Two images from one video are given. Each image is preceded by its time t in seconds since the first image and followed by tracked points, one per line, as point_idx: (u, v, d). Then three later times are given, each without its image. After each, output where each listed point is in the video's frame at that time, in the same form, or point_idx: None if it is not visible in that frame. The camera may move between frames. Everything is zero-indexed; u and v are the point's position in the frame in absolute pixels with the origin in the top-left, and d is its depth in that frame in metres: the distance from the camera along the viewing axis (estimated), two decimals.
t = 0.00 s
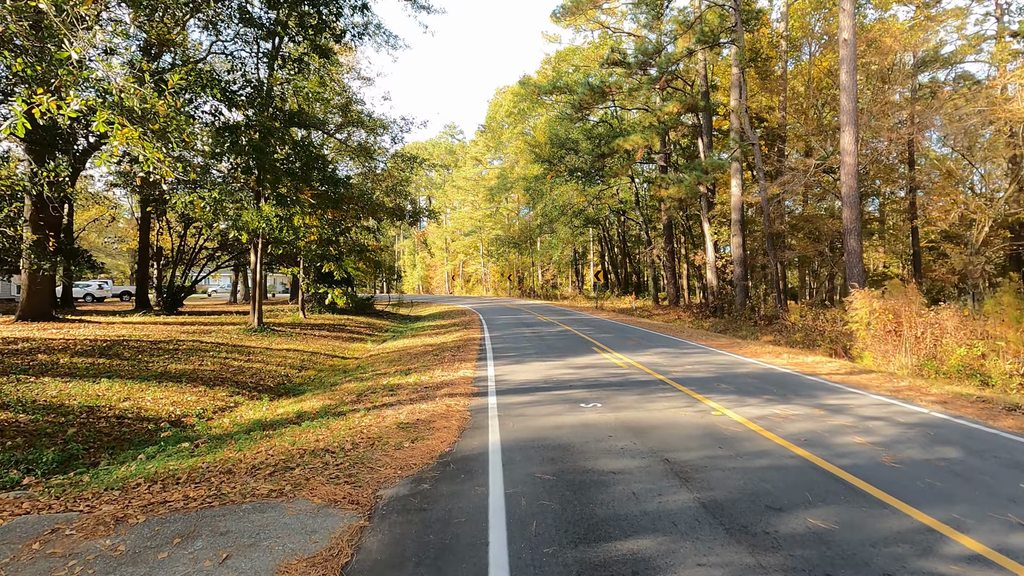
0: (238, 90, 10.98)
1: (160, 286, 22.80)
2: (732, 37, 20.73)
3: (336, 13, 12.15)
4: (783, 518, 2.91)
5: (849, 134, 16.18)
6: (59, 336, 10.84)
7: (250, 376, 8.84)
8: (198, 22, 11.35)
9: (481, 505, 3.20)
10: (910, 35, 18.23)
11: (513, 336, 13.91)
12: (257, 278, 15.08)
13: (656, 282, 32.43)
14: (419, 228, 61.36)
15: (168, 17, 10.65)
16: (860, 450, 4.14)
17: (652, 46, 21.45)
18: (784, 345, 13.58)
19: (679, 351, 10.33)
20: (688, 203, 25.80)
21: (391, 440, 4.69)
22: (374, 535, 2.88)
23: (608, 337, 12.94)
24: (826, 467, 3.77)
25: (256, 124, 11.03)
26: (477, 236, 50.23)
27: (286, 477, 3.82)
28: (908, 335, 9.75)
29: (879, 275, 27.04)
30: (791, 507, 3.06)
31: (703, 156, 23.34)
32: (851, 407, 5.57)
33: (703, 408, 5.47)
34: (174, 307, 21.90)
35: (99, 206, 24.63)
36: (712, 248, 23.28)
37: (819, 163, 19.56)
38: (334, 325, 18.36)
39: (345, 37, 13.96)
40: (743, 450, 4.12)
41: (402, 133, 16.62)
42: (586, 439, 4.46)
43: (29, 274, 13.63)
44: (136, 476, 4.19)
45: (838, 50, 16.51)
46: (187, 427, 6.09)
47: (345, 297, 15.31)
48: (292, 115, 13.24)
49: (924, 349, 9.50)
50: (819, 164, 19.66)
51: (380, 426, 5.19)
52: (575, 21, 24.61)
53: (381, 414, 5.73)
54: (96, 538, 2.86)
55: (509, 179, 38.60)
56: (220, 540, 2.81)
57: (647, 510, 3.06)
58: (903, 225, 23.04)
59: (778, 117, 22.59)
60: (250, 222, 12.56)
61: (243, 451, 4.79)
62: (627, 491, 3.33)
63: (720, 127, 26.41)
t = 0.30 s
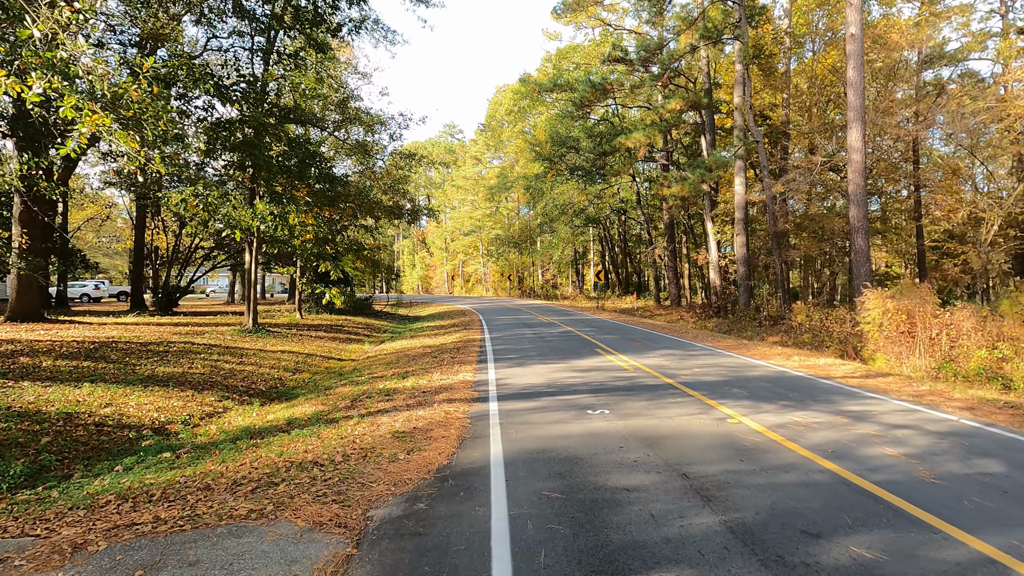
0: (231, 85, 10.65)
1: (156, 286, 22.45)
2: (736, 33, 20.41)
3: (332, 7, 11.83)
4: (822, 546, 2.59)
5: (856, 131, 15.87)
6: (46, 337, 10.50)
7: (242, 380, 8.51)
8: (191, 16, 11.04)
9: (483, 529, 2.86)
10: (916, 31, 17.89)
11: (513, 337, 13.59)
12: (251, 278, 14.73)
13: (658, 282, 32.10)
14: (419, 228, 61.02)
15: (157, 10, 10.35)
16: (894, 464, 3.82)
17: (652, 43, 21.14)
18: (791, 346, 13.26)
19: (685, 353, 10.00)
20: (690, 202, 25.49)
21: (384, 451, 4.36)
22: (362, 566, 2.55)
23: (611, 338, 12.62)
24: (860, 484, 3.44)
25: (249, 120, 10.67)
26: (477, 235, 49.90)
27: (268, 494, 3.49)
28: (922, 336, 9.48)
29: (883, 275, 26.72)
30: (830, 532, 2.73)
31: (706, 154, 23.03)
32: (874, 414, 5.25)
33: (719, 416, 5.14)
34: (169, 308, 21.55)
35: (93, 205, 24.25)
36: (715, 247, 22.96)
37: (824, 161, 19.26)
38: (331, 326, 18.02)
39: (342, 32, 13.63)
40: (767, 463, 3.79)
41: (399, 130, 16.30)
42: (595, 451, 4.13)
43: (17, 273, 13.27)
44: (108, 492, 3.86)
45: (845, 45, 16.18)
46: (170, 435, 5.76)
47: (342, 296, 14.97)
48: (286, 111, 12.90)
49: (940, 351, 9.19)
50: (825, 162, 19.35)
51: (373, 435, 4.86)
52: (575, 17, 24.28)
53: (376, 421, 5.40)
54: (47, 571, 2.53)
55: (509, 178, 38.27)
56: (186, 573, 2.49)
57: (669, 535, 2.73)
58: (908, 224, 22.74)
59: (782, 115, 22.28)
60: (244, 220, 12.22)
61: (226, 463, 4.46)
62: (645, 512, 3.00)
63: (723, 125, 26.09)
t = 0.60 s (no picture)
0: (224, 80, 10.27)
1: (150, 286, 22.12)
2: (740, 31, 20.12)
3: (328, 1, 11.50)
4: None
5: (863, 129, 15.55)
6: (31, 340, 10.18)
7: (231, 385, 8.17)
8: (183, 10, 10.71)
9: (481, 567, 2.53)
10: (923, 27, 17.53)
11: (513, 340, 13.27)
12: (245, 278, 14.40)
13: (658, 282, 31.82)
14: (418, 228, 60.73)
15: (149, 2, 10.10)
16: (931, 484, 3.49)
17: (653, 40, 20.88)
18: (798, 349, 12.93)
19: (691, 356, 9.67)
20: (692, 202, 25.19)
21: (374, 468, 4.02)
22: None
23: (614, 341, 12.29)
24: (898, 509, 3.11)
25: (243, 117, 10.34)
26: (477, 235, 49.59)
27: (244, 520, 3.15)
28: (937, 339, 9.16)
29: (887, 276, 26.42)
30: (875, 572, 2.40)
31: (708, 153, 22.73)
32: (898, 425, 4.93)
33: (734, 428, 4.82)
34: (163, 309, 21.22)
35: (88, 205, 23.91)
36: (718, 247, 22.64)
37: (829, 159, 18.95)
38: (327, 327, 17.68)
39: (338, 27, 13.30)
40: (793, 483, 3.46)
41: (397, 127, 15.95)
42: (603, 469, 3.80)
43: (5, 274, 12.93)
44: (69, 515, 3.52)
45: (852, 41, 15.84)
46: (150, 447, 5.42)
47: (338, 298, 14.64)
48: (281, 108, 12.57)
49: (955, 355, 8.89)
50: (830, 160, 19.02)
51: (364, 449, 4.52)
52: (576, 15, 23.99)
53: (367, 433, 5.07)
54: None
55: (508, 178, 37.97)
56: None
57: None
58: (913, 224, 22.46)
59: (786, 113, 21.97)
60: (237, 219, 11.89)
61: (203, 481, 4.12)
62: (664, 545, 2.67)
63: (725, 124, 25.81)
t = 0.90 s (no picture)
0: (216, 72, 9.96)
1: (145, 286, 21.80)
2: (743, 26, 19.82)
3: None
4: None
5: (871, 125, 15.25)
6: (16, 340, 9.86)
7: (220, 388, 7.83)
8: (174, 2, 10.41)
9: None
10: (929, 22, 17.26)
11: (514, 340, 12.96)
12: (239, 278, 14.08)
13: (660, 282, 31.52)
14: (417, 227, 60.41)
15: None
16: (976, 499, 3.17)
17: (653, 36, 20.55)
18: (805, 349, 12.63)
19: (698, 357, 9.36)
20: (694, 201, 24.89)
21: (364, 479, 3.70)
22: None
23: (617, 341, 11.99)
24: (946, 529, 2.79)
25: (236, 110, 10.02)
26: (476, 235, 49.28)
27: (216, 542, 2.83)
28: (951, 339, 8.86)
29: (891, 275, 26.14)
30: None
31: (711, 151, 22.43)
32: (926, 431, 4.61)
33: (750, 435, 4.50)
34: (158, 308, 20.90)
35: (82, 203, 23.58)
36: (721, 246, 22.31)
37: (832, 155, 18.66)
38: (324, 327, 17.37)
39: (334, 20, 13.00)
40: (823, 498, 3.14)
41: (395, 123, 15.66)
42: (614, 481, 3.48)
43: None
44: (27, 534, 3.20)
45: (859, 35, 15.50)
46: (128, 454, 5.11)
47: (334, 297, 14.34)
48: (275, 102, 12.24)
49: (972, 355, 8.57)
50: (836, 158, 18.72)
51: (353, 458, 4.19)
52: (576, 11, 23.69)
53: (359, 439, 4.75)
54: None
55: (508, 177, 37.67)
56: None
57: None
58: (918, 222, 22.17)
59: (790, 110, 21.68)
60: (230, 217, 11.58)
61: (178, 493, 3.80)
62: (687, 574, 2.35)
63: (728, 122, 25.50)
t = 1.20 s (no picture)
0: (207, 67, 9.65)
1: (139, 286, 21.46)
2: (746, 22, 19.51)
3: None
4: None
5: (877, 122, 14.96)
6: None
7: (207, 394, 7.50)
8: None
9: None
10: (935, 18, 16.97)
11: (514, 342, 12.66)
12: (233, 278, 13.75)
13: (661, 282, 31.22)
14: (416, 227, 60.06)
15: None
16: None
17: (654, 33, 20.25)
18: (813, 351, 12.33)
19: (705, 360, 9.05)
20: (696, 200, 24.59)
21: (351, 500, 3.39)
22: None
23: (618, 342, 11.72)
24: (1002, 563, 2.47)
25: (228, 106, 9.77)
26: (476, 234, 48.95)
27: None
28: (966, 342, 8.55)
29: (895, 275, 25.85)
30: None
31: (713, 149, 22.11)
32: (958, 444, 4.30)
33: (769, 448, 4.18)
34: (152, 309, 20.56)
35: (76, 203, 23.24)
36: (723, 245, 21.99)
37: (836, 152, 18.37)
38: (321, 328, 17.08)
39: (329, 15, 12.69)
40: (859, 525, 2.83)
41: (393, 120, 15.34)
42: (625, 504, 3.16)
43: None
44: None
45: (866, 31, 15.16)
46: (103, 468, 4.79)
47: (330, 298, 14.01)
48: (268, 99, 11.95)
49: (989, 359, 8.26)
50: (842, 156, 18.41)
51: (340, 475, 3.87)
52: (576, 8, 23.37)
53: (348, 452, 4.44)
54: None
55: (508, 176, 37.34)
56: None
57: None
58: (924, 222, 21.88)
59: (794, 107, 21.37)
60: (221, 215, 11.30)
61: (148, 515, 3.48)
62: None
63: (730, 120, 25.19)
